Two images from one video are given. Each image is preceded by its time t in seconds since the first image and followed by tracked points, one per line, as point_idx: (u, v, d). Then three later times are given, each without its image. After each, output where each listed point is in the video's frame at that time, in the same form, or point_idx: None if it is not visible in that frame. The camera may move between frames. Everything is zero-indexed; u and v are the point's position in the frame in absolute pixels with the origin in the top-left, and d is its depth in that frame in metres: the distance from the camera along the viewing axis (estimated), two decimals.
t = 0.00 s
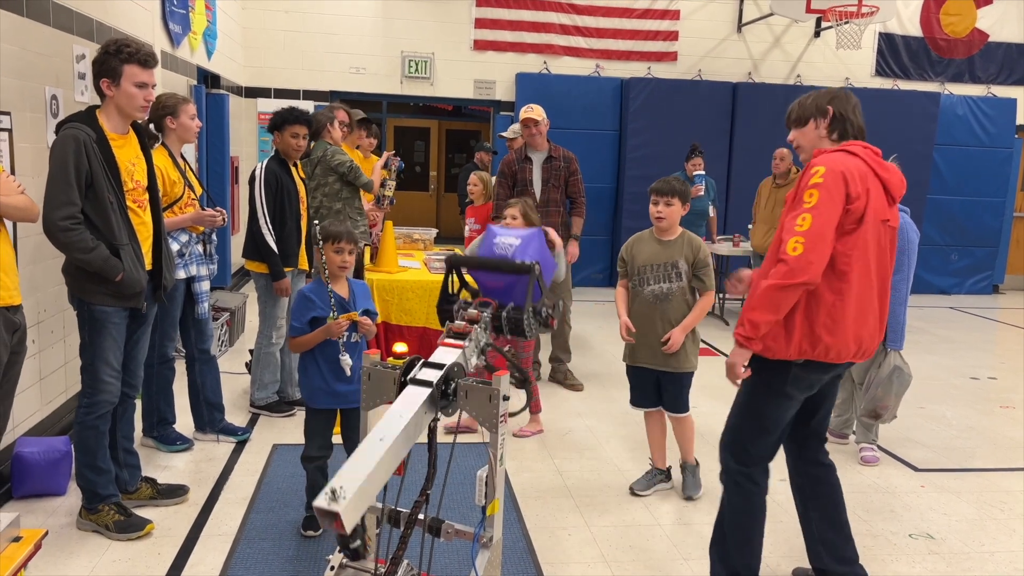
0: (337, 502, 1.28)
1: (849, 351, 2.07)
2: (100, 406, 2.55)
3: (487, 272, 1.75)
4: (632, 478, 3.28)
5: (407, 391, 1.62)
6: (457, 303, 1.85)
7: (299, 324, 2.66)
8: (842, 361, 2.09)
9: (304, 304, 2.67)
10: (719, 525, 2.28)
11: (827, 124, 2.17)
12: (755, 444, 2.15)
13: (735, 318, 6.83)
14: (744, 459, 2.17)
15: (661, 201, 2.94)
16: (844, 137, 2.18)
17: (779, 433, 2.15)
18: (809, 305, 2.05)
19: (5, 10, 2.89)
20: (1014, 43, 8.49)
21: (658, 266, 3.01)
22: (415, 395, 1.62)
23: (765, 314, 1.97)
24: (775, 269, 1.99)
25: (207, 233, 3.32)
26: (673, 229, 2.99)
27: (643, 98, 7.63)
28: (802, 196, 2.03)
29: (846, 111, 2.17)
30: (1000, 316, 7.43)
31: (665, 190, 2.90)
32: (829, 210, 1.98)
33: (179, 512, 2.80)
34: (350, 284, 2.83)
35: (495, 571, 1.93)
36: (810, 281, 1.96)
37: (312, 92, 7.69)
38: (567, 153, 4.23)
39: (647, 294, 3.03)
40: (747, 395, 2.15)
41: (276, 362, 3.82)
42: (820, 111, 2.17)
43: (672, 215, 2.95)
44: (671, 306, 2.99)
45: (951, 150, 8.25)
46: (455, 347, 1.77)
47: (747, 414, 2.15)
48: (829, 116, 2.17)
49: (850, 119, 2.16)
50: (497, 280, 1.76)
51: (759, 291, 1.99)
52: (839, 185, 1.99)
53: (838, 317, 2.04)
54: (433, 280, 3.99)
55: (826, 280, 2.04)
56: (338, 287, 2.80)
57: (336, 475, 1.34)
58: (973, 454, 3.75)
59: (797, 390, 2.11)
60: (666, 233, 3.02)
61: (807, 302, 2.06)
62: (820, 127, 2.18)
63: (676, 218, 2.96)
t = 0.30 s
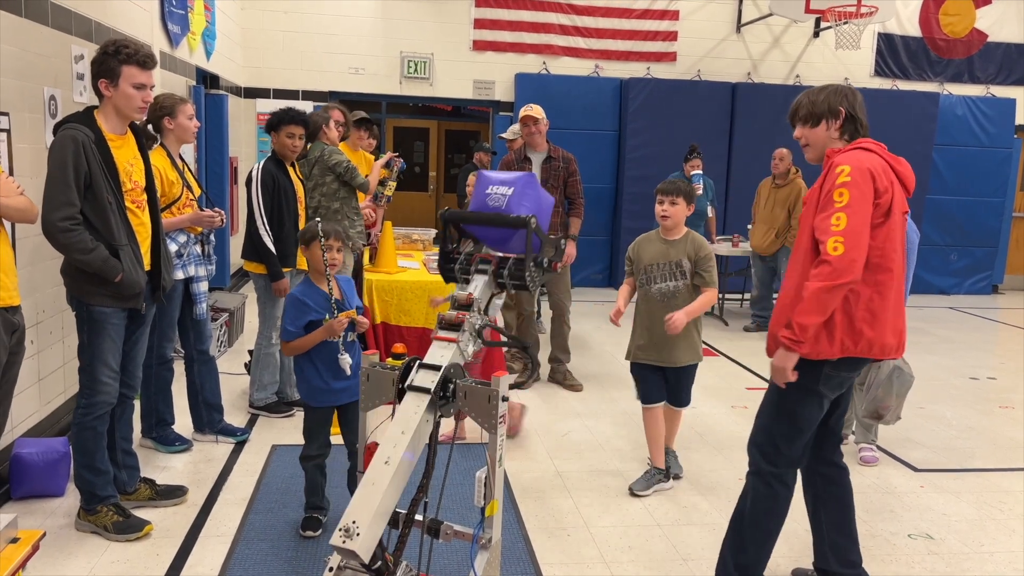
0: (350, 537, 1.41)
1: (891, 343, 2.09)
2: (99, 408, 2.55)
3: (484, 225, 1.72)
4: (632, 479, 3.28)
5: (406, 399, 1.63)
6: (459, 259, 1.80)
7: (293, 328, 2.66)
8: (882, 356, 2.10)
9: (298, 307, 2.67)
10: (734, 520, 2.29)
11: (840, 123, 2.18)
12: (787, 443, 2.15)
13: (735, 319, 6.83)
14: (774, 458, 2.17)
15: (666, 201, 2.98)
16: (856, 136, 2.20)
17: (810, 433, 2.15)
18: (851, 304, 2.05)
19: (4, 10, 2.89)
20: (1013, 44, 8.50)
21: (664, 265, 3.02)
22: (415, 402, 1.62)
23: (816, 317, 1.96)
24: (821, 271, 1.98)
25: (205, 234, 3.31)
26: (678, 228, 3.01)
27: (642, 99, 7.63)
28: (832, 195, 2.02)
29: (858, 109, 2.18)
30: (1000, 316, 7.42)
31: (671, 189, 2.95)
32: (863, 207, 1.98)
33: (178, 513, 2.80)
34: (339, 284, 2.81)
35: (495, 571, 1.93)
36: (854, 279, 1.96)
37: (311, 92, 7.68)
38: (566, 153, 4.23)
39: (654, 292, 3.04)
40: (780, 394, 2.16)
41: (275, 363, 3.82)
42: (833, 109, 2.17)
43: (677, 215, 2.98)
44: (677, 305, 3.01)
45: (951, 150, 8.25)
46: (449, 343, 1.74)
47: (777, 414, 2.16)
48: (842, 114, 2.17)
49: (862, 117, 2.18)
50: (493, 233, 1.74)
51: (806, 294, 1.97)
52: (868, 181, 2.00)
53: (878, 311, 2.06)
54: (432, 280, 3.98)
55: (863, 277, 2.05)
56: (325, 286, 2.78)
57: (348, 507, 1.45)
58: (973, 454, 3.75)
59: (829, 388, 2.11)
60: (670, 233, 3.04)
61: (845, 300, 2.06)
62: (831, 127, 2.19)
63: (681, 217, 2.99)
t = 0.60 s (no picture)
0: (345, 531, 1.39)
1: (909, 332, 2.12)
2: (97, 408, 2.55)
3: (504, 191, 1.79)
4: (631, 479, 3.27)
5: (404, 399, 1.62)
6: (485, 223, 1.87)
7: (298, 327, 2.65)
8: (901, 345, 2.14)
9: (302, 307, 2.66)
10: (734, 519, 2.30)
11: (833, 119, 2.18)
12: (798, 437, 2.15)
13: (734, 318, 6.83)
14: (783, 453, 2.17)
15: (665, 198, 2.97)
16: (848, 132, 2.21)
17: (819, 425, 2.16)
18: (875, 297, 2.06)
19: (3, 10, 2.89)
20: (1012, 44, 8.50)
21: (663, 261, 3.03)
22: (413, 400, 1.62)
23: (854, 316, 1.94)
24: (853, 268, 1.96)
25: (203, 233, 3.31)
26: (676, 225, 3.01)
27: (641, 98, 7.63)
28: (846, 190, 2.01)
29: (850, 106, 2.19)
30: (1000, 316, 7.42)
31: (671, 186, 2.95)
32: (881, 200, 1.98)
33: (176, 513, 2.80)
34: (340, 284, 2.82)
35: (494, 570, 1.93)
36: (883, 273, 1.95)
37: (310, 92, 7.68)
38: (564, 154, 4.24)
39: (652, 288, 3.05)
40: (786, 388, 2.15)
41: (274, 363, 3.81)
42: (827, 107, 2.17)
43: (676, 212, 2.97)
44: (677, 300, 3.03)
45: (950, 150, 8.25)
46: (448, 343, 1.73)
47: (784, 414, 2.16)
48: (834, 110, 2.17)
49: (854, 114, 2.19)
50: (512, 198, 1.81)
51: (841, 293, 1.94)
52: (880, 173, 2.00)
53: (896, 302, 2.08)
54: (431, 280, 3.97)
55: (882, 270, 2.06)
56: (327, 285, 2.79)
57: (345, 500, 1.44)
58: (972, 453, 3.75)
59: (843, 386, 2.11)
60: (668, 229, 3.05)
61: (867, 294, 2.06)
62: (824, 125, 2.19)
63: (679, 215, 2.99)
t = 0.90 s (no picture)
0: (344, 530, 1.39)
1: (895, 334, 2.10)
2: (97, 407, 2.55)
3: (524, 160, 1.85)
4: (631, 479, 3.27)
5: (403, 398, 1.62)
6: (502, 192, 1.89)
7: (307, 322, 2.66)
8: (888, 346, 2.11)
9: (313, 301, 2.67)
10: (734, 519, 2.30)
11: (824, 116, 2.19)
12: (801, 441, 2.16)
13: (733, 319, 6.84)
14: (785, 456, 2.19)
15: (659, 197, 2.94)
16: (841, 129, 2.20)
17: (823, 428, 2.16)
18: (853, 297, 2.06)
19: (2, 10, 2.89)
20: (1011, 44, 8.51)
21: (656, 257, 3.05)
22: (413, 399, 1.62)
23: (822, 316, 1.97)
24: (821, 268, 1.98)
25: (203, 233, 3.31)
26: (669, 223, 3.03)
27: (641, 98, 7.64)
28: (821, 189, 2.03)
29: (843, 104, 2.18)
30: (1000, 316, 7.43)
31: (664, 184, 2.95)
32: (855, 198, 1.99)
33: (176, 513, 2.80)
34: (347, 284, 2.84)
35: (494, 569, 1.93)
36: (855, 272, 1.96)
37: (310, 92, 7.68)
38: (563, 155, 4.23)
39: (646, 283, 3.05)
40: (782, 394, 2.18)
41: (273, 363, 3.81)
42: (817, 104, 2.18)
43: (669, 211, 2.93)
44: (671, 296, 3.04)
45: (950, 150, 8.26)
46: (448, 343, 1.74)
47: (785, 420, 2.18)
48: (824, 108, 2.18)
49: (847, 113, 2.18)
50: (532, 169, 1.87)
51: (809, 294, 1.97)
52: (855, 171, 2.01)
53: (878, 302, 2.07)
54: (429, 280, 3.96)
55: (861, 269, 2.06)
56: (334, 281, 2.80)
57: (344, 499, 1.44)
58: (972, 453, 3.75)
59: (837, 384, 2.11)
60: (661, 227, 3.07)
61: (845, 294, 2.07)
62: (815, 121, 2.20)
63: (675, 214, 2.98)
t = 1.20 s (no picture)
0: (343, 529, 1.38)
1: (870, 338, 2.08)
2: (98, 407, 2.55)
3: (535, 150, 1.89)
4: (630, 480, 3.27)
5: (402, 397, 1.62)
6: (511, 181, 1.98)
7: (315, 318, 2.66)
8: (865, 351, 2.10)
9: (319, 298, 2.66)
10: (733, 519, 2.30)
11: (820, 116, 2.18)
12: (795, 440, 2.16)
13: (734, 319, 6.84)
14: (781, 456, 2.20)
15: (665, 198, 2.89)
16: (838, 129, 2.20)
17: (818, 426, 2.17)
18: (825, 297, 2.08)
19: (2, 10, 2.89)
20: (1012, 43, 8.50)
21: (661, 254, 3.05)
22: (413, 399, 1.62)
23: (781, 311, 2.02)
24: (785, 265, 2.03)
25: (203, 232, 3.31)
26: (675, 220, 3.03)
27: (641, 98, 7.64)
28: (800, 188, 2.06)
29: (840, 104, 2.17)
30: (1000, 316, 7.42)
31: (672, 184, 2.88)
32: (830, 199, 2.00)
33: (176, 513, 2.80)
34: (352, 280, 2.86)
35: (493, 570, 1.93)
36: (820, 272, 1.99)
37: (310, 92, 7.68)
38: (564, 155, 4.20)
39: (649, 281, 3.05)
40: (774, 394, 2.20)
41: (274, 363, 3.81)
42: (812, 104, 2.18)
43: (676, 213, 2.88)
44: (674, 293, 3.03)
45: (950, 150, 8.25)
46: (448, 343, 1.74)
47: (779, 418, 2.19)
48: (819, 108, 2.18)
49: (845, 114, 2.18)
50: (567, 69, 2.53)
51: (770, 289, 2.03)
52: (835, 171, 2.02)
53: (853, 305, 2.06)
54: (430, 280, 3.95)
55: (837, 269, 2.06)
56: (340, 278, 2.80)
57: (343, 498, 1.44)
58: (972, 453, 3.75)
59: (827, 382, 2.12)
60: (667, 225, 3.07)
61: (819, 294, 2.08)
62: (812, 121, 2.20)
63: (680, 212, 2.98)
